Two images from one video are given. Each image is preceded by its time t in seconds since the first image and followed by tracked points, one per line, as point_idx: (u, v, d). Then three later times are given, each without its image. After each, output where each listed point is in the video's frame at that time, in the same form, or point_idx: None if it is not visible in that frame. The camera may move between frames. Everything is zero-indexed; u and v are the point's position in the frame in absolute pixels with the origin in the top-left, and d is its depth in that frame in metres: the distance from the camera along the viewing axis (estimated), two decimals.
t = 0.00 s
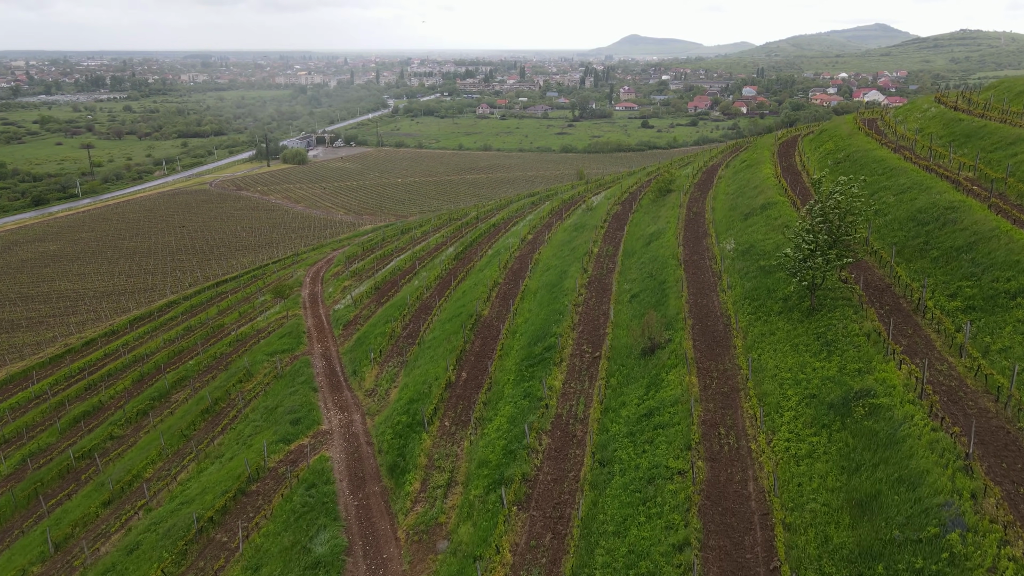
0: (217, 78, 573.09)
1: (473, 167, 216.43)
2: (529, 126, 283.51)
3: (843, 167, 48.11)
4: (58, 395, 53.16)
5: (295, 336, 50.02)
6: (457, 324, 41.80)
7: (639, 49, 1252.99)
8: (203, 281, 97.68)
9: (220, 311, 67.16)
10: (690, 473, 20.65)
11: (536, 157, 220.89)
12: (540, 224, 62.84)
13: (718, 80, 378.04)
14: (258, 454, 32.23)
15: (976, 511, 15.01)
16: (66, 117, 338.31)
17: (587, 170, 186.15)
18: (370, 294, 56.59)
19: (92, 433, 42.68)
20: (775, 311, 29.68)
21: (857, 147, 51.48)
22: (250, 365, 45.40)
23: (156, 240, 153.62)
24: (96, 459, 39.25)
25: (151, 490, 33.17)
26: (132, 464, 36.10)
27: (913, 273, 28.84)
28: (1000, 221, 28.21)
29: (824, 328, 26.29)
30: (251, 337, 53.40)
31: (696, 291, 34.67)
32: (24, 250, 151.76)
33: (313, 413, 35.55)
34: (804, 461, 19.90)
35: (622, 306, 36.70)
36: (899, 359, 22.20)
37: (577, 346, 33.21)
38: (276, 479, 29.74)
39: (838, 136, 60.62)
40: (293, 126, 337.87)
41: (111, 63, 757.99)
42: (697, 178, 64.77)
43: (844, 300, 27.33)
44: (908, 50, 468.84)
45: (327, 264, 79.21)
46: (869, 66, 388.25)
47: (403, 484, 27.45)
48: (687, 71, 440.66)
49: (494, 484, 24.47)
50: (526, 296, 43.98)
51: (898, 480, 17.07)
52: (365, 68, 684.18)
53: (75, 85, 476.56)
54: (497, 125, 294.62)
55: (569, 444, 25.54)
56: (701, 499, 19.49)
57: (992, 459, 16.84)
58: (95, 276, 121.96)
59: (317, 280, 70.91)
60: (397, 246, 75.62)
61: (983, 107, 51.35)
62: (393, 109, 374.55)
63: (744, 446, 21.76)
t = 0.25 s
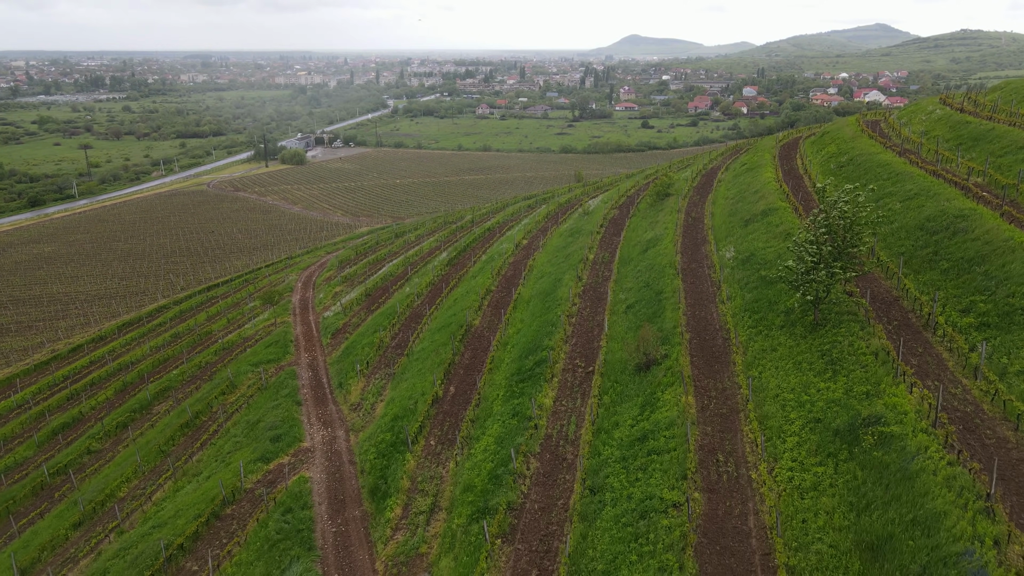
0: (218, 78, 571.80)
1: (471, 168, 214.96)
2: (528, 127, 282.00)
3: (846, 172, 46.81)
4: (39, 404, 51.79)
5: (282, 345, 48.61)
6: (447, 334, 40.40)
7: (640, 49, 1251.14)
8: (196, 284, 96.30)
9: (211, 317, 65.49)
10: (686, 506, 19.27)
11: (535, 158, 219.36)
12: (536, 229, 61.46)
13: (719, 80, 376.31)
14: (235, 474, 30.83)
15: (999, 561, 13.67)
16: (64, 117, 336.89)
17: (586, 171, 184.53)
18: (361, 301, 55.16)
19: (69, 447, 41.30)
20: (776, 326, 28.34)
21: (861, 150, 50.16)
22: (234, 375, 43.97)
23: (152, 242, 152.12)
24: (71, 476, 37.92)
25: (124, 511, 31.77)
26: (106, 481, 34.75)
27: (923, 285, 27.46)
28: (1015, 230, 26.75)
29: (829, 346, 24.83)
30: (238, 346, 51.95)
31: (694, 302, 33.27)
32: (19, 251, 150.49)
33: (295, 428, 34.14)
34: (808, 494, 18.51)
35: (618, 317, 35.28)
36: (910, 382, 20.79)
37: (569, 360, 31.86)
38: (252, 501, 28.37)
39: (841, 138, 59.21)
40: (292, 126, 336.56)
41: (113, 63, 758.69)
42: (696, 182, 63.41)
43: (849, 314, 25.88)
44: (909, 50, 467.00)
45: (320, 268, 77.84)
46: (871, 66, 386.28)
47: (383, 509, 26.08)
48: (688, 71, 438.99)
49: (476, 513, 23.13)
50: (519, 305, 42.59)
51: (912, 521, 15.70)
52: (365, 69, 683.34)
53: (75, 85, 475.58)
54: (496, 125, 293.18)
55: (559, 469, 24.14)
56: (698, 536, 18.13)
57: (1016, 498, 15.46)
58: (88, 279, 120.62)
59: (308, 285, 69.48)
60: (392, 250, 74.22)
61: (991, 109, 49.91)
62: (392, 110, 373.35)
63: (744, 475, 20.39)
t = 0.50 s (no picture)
0: (217, 78, 570.17)
1: (470, 169, 213.78)
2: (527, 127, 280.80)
3: (850, 176, 45.59)
4: (21, 413, 50.51)
5: (270, 353, 47.39)
6: (437, 343, 39.13)
7: (640, 49, 1249.47)
8: (190, 287, 94.99)
9: (200, 322, 64.03)
10: (682, 541, 18.06)
11: (534, 158, 218.21)
12: (532, 233, 60.18)
13: (719, 80, 374.89)
14: (213, 493, 29.59)
15: None
16: (62, 117, 335.34)
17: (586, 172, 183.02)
18: (352, 307, 53.88)
19: (48, 460, 40.02)
20: (777, 339, 27.14)
21: (864, 152, 48.94)
22: (219, 385, 42.66)
23: (147, 244, 150.69)
24: (48, 491, 36.73)
25: (98, 530, 30.58)
26: (82, 498, 33.53)
27: (931, 296, 26.23)
28: None
29: (833, 363, 23.59)
30: (225, 353, 50.61)
31: (692, 313, 32.04)
32: (14, 253, 149.33)
33: (278, 444, 32.89)
34: (814, 528, 17.29)
35: (613, 328, 34.04)
36: (921, 404, 19.53)
37: (562, 374, 30.62)
38: (229, 523, 27.19)
39: (843, 140, 58.00)
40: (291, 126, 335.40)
41: (113, 63, 758.41)
42: (696, 185, 62.21)
43: (854, 328, 24.64)
44: (910, 50, 465.67)
45: (314, 272, 76.65)
46: (871, 66, 384.69)
47: (365, 533, 24.85)
48: (688, 71, 437.71)
49: (461, 541, 21.94)
50: (513, 312, 41.35)
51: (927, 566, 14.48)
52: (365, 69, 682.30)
53: (74, 85, 474.40)
54: (495, 126, 291.63)
55: (548, 492, 22.89)
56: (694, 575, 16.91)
57: None
58: (81, 281, 119.34)
59: (301, 289, 68.15)
60: (386, 254, 72.92)
61: (997, 111, 48.67)
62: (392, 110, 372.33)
63: (745, 504, 19.13)
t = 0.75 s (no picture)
0: (217, 78, 568.59)
1: (469, 170, 212.50)
2: (527, 128, 279.46)
3: (853, 181, 44.21)
4: None
5: (255, 363, 46.15)
6: (425, 355, 37.72)
7: (640, 49, 1248.32)
8: (182, 291, 93.51)
9: (188, 328, 62.40)
10: None
11: (533, 159, 216.80)
12: (526, 238, 58.86)
13: (719, 80, 373.34)
14: (185, 516, 28.26)
15: None
16: (60, 117, 333.59)
17: (585, 173, 181.53)
18: (342, 314, 52.46)
19: (21, 476, 38.64)
20: (778, 357, 25.74)
21: (868, 156, 47.54)
22: (200, 398, 41.22)
23: (142, 245, 149.18)
24: (19, 510, 35.40)
25: (66, 555, 29.28)
26: (52, 519, 32.17)
27: (942, 312, 24.82)
28: None
29: (838, 385, 22.16)
30: (209, 362, 49.12)
31: (689, 326, 30.60)
32: (7, 255, 148.01)
33: (256, 463, 31.48)
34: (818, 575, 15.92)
35: (607, 340, 32.65)
36: (936, 436, 18.08)
37: (552, 391, 29.22)
38: (200, 551, 25.91)
39: (845, 143, 56.66)
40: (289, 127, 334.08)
41: (113, 63, 758.92)
42: (695, 189, 60.86)
43: (861, 346, 23.20)
44: (910, 50, 464.47)
45: (306, 277, 75.34)
46: (872, 66, 383.42)
47: (341, 565, 23.52)
48: (688, 72, 436.20)
49: None
50: (504, 322, 40.00)
51: None
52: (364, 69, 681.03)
53: (73, 85, 473.12)
54: (495, 126, 290.39)
55: (534, 523, 21.51)
56: None
57: None
58: (73, 283, 117.79)
59: (291, 295, 66.74)
60: (379, 259, 71.47)
61: (1005, 114, 47.30)
62: (391, 111, 371.31)
63: (745, 543, 17.75)
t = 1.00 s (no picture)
0: (216, 79, 567.12)
1: (467, 170, 211.33)
2: (526, 128, 278.25)
3: (857, 186, 42.93)
4: None
5: (241, 372, 44.26)
6: (414, 367, 36.38)
7: (640, 49, 1247.04)
8: (174, 294, 92.14)
9: (177, 334, 60.73)
10: None
11: (532, 159, 215.65)
12: (521, 243, 57.65)
13: (719, 80, 372.05)
14: (158, 539, 27.01)
15: None
16: (58, 117, 332.00)
17: (585, 174, 180.32)
18: (332, 321, 51.09)
19: None
20: (779, 374, 24.50)
21: (872, 160, 46.27)
22: (182, 410, 39.83)
23: (138, 247, 147.71)
24: None
25: None
26: (22, 540, 30.88)
27: (953, 326, 23.57)
28: None
29: (844, 407, 20.89)
30: (195, 371, 47.77)
31: (686, 339, 29.35)
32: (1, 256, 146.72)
33: (235, 481, 30.19)
34: None
35: (601, 353, 31.39)
36: (951, 467, 16.80)
37: (543, 407, 27.95)
38: None
39: (848, 146, 55.45)
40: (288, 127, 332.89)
41: (113, 63, 758.68)
42: (694, 193, 59.66)
43: (868, 365, 21.95)
44: (910, 50, 463.30)
45: (299, 281, 74.02)
46: (872, 66, 382.06)
47: None
48: (688, 72, 434.94)
49: None
50: (496, 331, 38.76)
51: None
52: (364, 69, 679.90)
53: (72, 85, 471.69)
54: (494, 127, 289.30)
55: (521, 555, 20.28)
56: None
57: None
58: (66, 285, 116.35)
59: (283, 300, 65.35)
60: (372, 263, 70.11)
61: (1012, 115, 46.06)
62: (390, 111, 370.25)
63: None
